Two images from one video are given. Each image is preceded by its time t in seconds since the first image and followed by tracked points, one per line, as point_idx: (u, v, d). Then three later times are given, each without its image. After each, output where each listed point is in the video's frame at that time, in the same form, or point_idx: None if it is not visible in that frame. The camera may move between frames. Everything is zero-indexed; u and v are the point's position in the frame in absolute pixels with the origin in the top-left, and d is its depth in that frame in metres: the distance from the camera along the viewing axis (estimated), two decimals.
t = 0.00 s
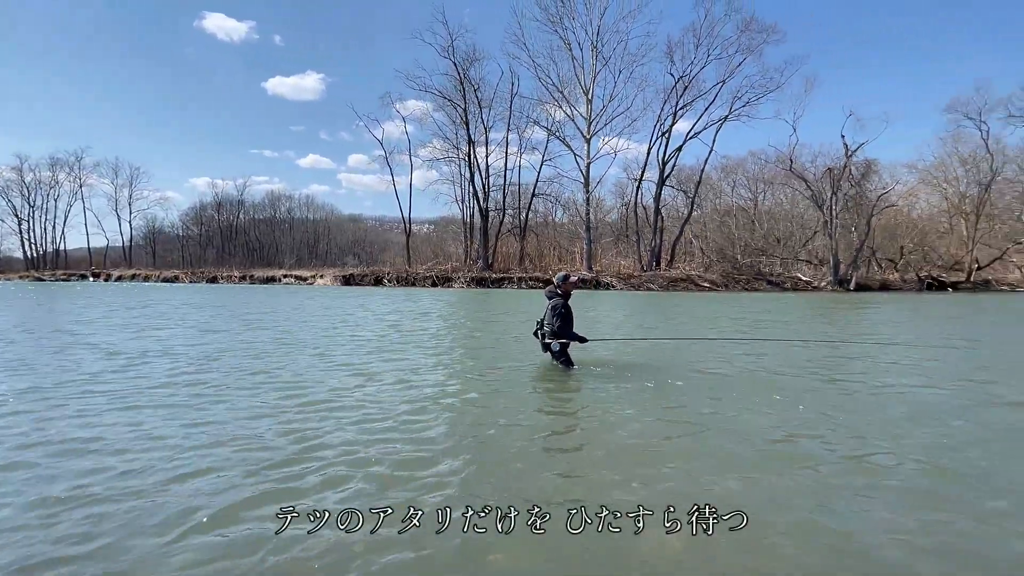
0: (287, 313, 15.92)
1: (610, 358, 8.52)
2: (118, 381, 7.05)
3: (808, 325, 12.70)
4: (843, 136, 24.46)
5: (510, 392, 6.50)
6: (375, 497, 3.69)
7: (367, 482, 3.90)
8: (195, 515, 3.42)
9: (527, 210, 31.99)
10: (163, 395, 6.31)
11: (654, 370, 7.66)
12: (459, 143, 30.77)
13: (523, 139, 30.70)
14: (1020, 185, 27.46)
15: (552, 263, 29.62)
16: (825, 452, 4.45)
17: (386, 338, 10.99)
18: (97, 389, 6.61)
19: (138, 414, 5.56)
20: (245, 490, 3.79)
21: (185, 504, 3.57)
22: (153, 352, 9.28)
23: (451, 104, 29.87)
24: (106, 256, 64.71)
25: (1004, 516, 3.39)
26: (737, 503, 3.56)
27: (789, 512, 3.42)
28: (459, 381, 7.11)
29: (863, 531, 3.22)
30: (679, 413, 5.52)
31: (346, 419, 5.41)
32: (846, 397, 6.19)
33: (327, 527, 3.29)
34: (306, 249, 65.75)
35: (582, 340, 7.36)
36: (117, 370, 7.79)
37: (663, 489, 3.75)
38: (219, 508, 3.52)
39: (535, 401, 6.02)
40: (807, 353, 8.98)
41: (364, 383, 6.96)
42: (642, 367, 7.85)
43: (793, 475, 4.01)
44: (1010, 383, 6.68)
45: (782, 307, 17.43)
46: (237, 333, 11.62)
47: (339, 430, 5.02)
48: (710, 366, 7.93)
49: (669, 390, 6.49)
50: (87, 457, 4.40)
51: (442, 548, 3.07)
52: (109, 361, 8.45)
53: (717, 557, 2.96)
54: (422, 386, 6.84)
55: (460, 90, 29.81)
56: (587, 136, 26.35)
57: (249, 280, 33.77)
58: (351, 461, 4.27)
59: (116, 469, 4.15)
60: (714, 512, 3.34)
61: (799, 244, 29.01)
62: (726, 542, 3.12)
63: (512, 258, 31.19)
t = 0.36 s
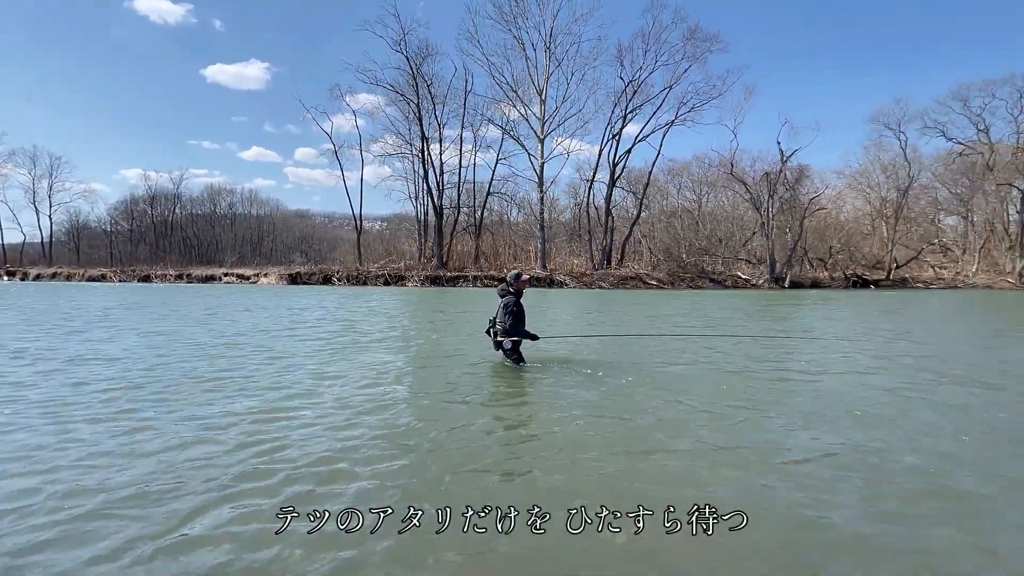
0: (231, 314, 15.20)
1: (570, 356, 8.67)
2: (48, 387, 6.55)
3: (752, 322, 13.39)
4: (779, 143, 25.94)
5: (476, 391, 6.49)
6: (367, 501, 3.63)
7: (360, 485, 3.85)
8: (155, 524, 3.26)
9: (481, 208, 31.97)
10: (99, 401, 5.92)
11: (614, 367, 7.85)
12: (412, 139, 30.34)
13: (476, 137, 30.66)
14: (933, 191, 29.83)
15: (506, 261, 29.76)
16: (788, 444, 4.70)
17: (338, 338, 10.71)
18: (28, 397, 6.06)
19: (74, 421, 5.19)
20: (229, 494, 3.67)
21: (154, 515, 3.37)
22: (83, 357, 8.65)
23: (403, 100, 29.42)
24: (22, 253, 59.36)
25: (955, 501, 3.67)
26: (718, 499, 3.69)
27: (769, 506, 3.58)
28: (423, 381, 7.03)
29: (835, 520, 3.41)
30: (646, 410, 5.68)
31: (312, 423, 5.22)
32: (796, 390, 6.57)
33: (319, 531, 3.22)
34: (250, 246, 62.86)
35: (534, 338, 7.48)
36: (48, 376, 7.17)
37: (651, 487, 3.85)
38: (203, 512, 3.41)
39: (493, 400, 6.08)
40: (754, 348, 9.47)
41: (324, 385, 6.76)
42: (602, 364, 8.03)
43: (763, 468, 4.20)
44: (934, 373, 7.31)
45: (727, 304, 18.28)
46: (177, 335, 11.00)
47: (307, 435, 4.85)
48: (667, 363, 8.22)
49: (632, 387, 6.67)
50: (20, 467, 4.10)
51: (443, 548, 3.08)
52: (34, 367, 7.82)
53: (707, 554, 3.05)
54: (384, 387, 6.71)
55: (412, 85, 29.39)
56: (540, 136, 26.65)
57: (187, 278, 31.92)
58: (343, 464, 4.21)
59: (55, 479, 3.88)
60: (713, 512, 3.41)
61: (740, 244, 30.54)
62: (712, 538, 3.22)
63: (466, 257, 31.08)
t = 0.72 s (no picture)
0: (169, 313, 14.35)
1: (535, 354, 8.67)
2: None
3: (701, 319, 13.95)
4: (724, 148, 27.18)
5: (444, 391, 6.35)
6: (359, 505, 3.55)
7: (354, 488, 3.78)
8: (111, 537, 3.06)
9: (437, 206, 31.69)
10: (25, 409, 5.44)
11: (580, 365, 7.91)
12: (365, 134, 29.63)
13: (432, 133, 30.32)
14: (860, 197, 32.36)
15: (462, 259, 29.64)
16: (764, 433, 4.78)
17: (288, 338, 10.34)
18: None
19: None
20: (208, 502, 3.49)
21: (115, 532, 3.11)
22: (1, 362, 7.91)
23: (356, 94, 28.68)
24: None
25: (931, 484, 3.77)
26: (710, 495, 3.66)
27: (762, 500, 3.56)
28: (387, 382, 6.82)
29: (828, 512, 3.39)
30: (620, 407, 5.71)
31: (277, 428, 4.93)
32: (759, 381, 6.77)
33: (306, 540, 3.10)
34: (188, 243, 59.50)
35: (488, 336, 7.50)
36: None
37: (642, 485, 3.80)
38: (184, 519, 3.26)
39: (454, 398, 6.06)
40: (711, 344, 9.79)
41: (283, 388, 6.43)
42: (568, 362, 8.07)
43: (745, 458, 4.24)
44: (879, 362, 7.76)
45: (679, 302, 18.91)
46: (109, 338, 10.27)
47: (275, 441, 4.58)
48: (631, 360, 8.35)
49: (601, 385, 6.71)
50: None
51: (441, 550, 3.05)
52: None
53: (704, 553, 3.00)
54: (348, 389, 6.46)
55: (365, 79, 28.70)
56: (497, 134, 26.67)
57: (117, 277, 29.82)
58: (341, 466, 4.15)
59: None
60: (714, 512, 3.34)
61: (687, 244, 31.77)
62: (707, 537, 3.17)
63: (421, 255, 30.70)
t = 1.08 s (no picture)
0: (96, 313, 13.37)
1: (496, 353, 8.72)
2: None
3: (650, 316, 14.45)
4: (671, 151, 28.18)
5: (411, 391, 6.28)
6: (360, 505, 3.53)
7: (351, 487, 3.77)
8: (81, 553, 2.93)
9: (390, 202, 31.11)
10: None
11: (543, 363, 8.02)
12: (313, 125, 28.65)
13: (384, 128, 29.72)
14: (794, 201, 34.44)
15: (415, 257, 29.27)
16: (725, 428, 5.00)
17: (233, 338, 9.89)
18: None
19: None
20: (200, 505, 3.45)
21: (91, 547, 2.98)
22: None
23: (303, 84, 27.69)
24: None
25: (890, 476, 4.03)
26: (707, 495, 3.73)
27: (756, 501, 3.65)
28: (351, 383, 6.66)
29: (823, 514, 3.49)
30: (593, 405, 5.82)
31: (245, 433, 4.76)
32: (717, 377, 7.08)
33: (310, 541, 3.09)
34: (116, 236, 55.54)
35: (439, 335, 7.47)
36: None
37: (635, 485, 3.87)
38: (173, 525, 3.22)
39: (415, 398, 6.00)
40: (665, 342, 10.16)
41: (241, 390, 6.19)
42: (531, 361, 8.17)
43: (730, 457, 4.37)
44: (821, 358, 8.30)
45: (631, 299, 19.49)
46: (28, 341, 9.46)
47: (246, 447, 4.44)
48: (591, 358, 8.55)
49: (567, 383, 6.82)
50: None
51: (441, 549, 3.06)
52: None
53: (706, 553, 3.06)
54: (311, 390, 6.28)
55: (314, 68, 27.74)
56: (451, 131, 26.47)
57: (34, 273, 27.42)
58: (338, 464, 4.16)
59: None
60: (712, 512, 3.41)
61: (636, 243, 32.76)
62: (710, 538, 3.24)
63: (373, 252, 30.06)
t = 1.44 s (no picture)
0: (25, 313, 12.46)
1: (464, 353, 8.63)
2: None
3: (609, 314, 14.75)
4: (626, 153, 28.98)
5: (381, 394, 6.09)
6: (361, 505, 3.52)
7: (345, 489, 3.73)
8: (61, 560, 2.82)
9: (345, 198, 30.44)
10: None
11: (512, 363, 7.97)
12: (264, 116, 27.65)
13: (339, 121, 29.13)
14: (741, 202, 36.12)
15: (372, 254, 28.74)
16: (705, 423, 5.04)
17: (180, 339, 9.41)
18: None
19: None
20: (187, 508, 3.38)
21: (68, 552, 2.88)
22: None
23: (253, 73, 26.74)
24: None
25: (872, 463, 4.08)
26: (703, 491, 3.63)
27: (753, 495, 3.57)
28: (316, 386, 6.41)
29: (823, 505, 3.41)
30: (570, 404, 5.78)
31: (217, 437, 4.58)
32: (686, 374, 7.20)
33: (308, 542, 3.08)
34: (45, 231, 51.90)
35: (393, 334, 7.39)
36: None
37: (631, 483, 3.77)
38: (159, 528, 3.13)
39: (385, 400, 5.87)
40: (630, 340, 10.32)
41: (204, 393, 5.91)
42: (501, 360, 8.13)
43: (718, 450, 4.35)
44: (778, 352, 8.65)
45: (591, 297, 19.82)
46: None
47: (220, 451, 4.28)
48: (559, 357, 8.56)
49: (540, 383, 6.83)
50: None
51: (441, 548, 3.05)
52: None
53: (708, 553, 2.95)
54: (277, 394, 6.02)
55: (264, 57, 26.82)
56: (409, 126, 26.13)
57: None
58: (335, 463, 4.13)
59: None
60: (713, 512, 3.27)
61: (593, 242, 33.42)
62: (710, 537, 3.10)
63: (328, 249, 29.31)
